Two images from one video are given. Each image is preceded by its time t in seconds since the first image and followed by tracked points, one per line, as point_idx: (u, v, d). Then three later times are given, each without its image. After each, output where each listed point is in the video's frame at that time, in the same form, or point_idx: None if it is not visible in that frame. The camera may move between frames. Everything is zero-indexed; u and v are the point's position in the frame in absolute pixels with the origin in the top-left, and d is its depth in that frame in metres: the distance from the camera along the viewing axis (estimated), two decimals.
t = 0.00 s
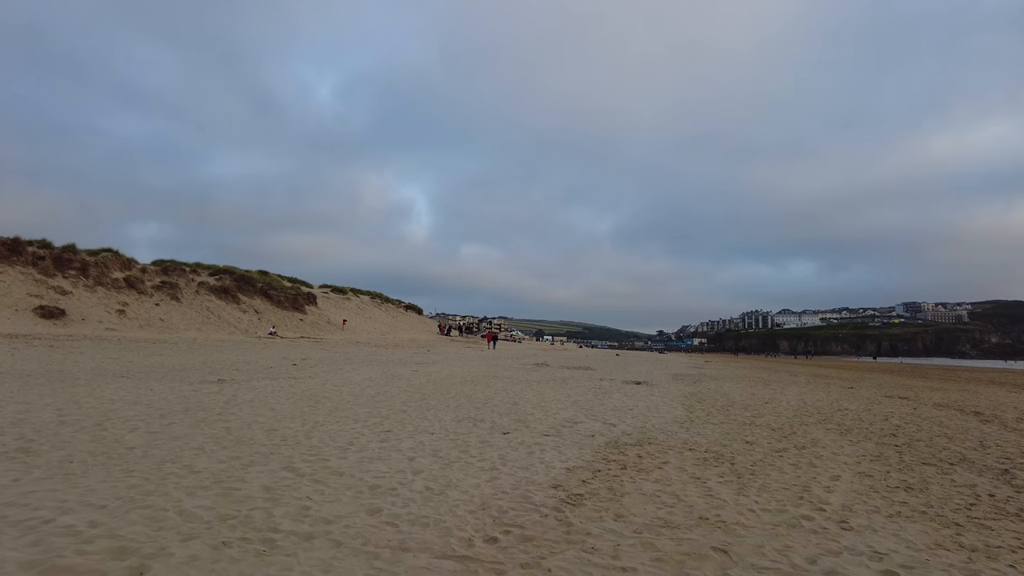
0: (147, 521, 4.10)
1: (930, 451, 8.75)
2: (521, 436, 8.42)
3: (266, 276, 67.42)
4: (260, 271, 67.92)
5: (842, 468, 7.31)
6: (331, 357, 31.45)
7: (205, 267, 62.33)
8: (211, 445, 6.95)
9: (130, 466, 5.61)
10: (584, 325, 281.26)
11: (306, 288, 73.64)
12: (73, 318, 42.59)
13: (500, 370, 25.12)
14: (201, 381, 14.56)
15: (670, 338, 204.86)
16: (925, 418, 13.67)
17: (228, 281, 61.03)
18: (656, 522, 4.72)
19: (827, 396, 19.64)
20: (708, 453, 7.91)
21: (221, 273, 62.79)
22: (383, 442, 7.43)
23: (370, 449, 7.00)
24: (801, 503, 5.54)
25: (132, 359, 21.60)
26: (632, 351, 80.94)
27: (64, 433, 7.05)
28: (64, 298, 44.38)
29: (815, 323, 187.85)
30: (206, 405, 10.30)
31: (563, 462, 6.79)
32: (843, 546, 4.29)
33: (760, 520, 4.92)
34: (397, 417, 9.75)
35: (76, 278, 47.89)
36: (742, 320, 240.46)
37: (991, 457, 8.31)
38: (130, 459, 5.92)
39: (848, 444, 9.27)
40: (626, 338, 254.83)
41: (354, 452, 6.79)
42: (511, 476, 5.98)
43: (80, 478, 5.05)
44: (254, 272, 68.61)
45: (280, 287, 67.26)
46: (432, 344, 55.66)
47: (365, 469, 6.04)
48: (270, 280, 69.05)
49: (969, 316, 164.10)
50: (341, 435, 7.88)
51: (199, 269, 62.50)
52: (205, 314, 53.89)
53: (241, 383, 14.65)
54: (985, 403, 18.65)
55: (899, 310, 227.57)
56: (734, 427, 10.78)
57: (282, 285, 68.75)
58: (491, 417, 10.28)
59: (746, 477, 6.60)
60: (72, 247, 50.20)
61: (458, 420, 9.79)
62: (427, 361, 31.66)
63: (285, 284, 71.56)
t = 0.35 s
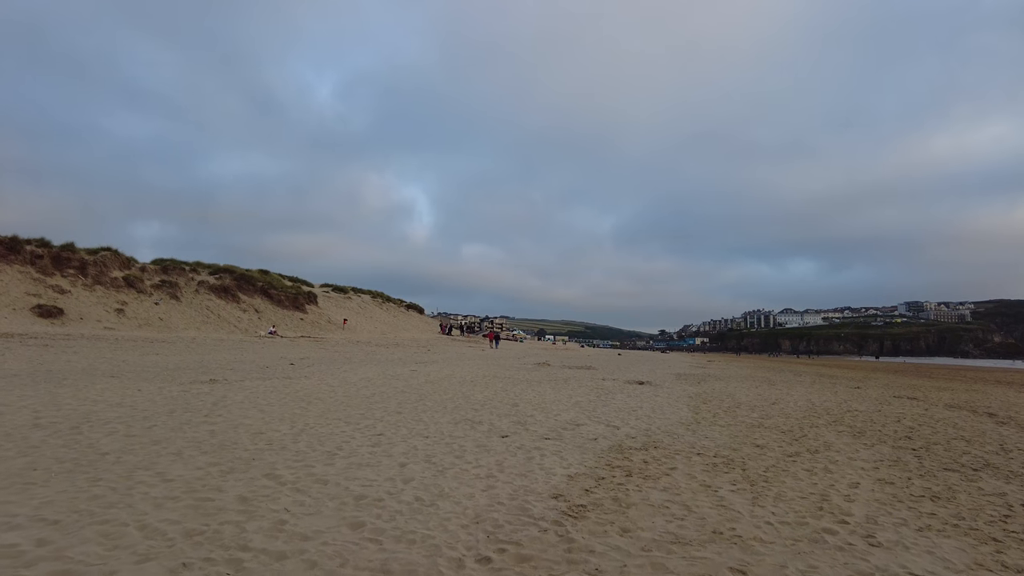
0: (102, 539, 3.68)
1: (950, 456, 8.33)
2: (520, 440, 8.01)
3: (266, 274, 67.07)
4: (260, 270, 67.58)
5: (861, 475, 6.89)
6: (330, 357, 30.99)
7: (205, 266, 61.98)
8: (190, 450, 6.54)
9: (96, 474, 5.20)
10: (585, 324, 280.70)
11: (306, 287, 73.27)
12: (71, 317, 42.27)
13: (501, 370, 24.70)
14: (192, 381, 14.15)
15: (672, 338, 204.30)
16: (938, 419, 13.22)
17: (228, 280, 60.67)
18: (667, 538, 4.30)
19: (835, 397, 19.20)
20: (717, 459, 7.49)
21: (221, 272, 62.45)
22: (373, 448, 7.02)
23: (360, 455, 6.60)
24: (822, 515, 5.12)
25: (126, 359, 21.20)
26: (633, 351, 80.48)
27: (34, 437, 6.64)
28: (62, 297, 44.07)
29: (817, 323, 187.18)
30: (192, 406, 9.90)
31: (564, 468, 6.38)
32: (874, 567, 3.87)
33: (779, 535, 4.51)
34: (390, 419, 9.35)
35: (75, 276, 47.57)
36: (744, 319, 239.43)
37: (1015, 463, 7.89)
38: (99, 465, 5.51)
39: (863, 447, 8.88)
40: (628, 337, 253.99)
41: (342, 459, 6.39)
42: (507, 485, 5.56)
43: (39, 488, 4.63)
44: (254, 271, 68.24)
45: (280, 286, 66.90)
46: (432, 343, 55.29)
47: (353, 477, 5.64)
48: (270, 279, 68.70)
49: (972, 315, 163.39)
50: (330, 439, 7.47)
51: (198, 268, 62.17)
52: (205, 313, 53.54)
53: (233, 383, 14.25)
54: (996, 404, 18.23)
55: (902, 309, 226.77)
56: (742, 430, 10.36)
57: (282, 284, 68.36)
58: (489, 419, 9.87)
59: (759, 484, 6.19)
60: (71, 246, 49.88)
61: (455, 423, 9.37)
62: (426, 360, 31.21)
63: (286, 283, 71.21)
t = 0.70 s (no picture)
0: (40, 566, 3.27)
1: (969, 463, 7.90)
2: (517, 446, 7.60)
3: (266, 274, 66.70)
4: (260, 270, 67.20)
5: (879, 485, 6.47)
6: (328, 357, 30.61)
7: (204, 265, 61.63)
8: (164, 457, 6.13)
9: (54, 486, 4.78)
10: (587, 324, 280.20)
11: (306, 286, 72.92)
12: (69, 317, 41.94)
13: (501, 370, 24.29)
14: (182, 383, 13.76)
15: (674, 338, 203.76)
16: (950, 423, 12.77)
17: (227, 279, 60.31)
18: (673, 561, 3.89)
19: (841, 399, 18.78)
20: (725, 467, 7.07)
21: (221, 272, 62.12)
22: (360, 456, 6.61)
23: (345, 464, 6.19)
24: (842, 532, 4.70)
25: (120, 359, 20.82)
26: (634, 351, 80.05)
27: None
28: (60, 296, 43.74)
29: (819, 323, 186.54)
30: (177, 409, 9.50)
31: (562, 478, 5.97)
32: None
33: (797, 557, 4.09)
34: (382, 423, 8.95)
35: (73, 275, 47.24)
36: (746, 319, 238.64)
37: None
38: (60, 476, 5.09)
39: (877, 454, 8.46)
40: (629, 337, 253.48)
41: (325, 468, 5.98)
42: (500, 498, 5.16)
43: None
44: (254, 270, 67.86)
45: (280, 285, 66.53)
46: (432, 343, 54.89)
47: (334, 490, 5.22)
48: (270, 278, 68.34)
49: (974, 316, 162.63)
50: (316, 446, 7.07)
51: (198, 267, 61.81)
52: (204, 313, 53.19)
53: (224, 385, 13.85)
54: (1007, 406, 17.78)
55: (904, 309, 226.00)
56: (749, 434, 9.94)
57: (282, 284, 68.02)
58: (484, 423, 9.46)
59: (771, 496, 5.77)
60: (69, 245, 49.55)
61: (449, 427, 8.97)
62: (426, 361, 30.82)
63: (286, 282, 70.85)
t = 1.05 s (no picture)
0: None
1: (990, 469, 7.42)
2: (509, 452, 7.14)
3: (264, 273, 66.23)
4: (259, 269, 66.78)
5: (897, 493, 6.00)
6: (324, 356, 30.12)
7: (202, 264, 61.17)
8: (127, 466, 5.66)
9: None
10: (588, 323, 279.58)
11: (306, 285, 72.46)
12: (65, 316, 41.52)
13: (500, 370, 23.81)
14: (168, 383, 13.30)
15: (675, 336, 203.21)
16: (963, 423, 12.29)
17: (226, 278, 59.84)
18: None
19: (848, 398, 18.31)
20: (732, 475, 6.60)
21: (219, 270, 61.65)
22: (339, 464, 6.16)
23: (322, 474, 5.73)
24: (864, 551, 4.24)
25: (110, 358, 20.33)
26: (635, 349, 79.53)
27: None
28: (55, 296, 43.32)
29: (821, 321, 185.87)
30: (154, 412, 9.04)
31: (556, 489, 5.51)
32: None
33: None
34: (369, 428, 8.50)
35: (69, 275, 46.81)
36: (747, 317, 237.96)
37: None
38: (3, 490, 4.62)
39: (891, 458, 7.99)
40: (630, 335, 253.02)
41: (299, 479, 5.51)
42: (486, 513, 4.69)
43: None
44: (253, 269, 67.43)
45: (279, 284, 66.05)
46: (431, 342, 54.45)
47: (305, 504, 4.76)
48: (269, 277, 67.89)
49: (976, 313, 161.89)
50: (295, 453, 6.63)
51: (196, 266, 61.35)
52: (201, 312, 52.73)
53: (211, 386, 13.38)
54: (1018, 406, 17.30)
55: (906, 306, 225.23)
56: (756, 437, 9.48)
57: (281, 282, 67.57)
58: (478, 426, 9.03)
59: (783, 508, 5.31)
60: (65, 244, 49.10)
61: (440, 431, 8.51)
62: (424, 359, 30.35)
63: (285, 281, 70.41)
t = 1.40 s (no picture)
0: None
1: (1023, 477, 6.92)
2: (508, 459, 6.68)
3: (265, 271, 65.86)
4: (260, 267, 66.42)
5: (929, 504, 5.51)
6: (323, 355, 29.65)
7: (203, 262, 60.82)
8: (90, 474, 5.18)
9: None
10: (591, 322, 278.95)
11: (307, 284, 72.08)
12: (64, 315, 41.19)
13: (502, 369, 23.34)
14: (156, 384, 12.85)
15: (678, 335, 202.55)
16: (981, 425, 11.79)
17: (226, 277, 59.47)
18: None
19: (858, 399, 17.76)
20: (747, 484, 6.11)
21: (220, 269, 61.27)
22: (323, 473, 5.69)
23: (303, 484, 5.27)
24: None
25: (103, 357, 19.90)
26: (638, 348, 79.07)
27: None
28: (54, 294, 42.97)
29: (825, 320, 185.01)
30: (134, 415, 8.57)
31: (556, 501, 5.05)
32: None
33: None
34: (359, 433, 8.04)
35: (69, 273, 46.48)
36: (751, 317, 237.02)
37: None
38: None
39: (913, 462, 7.50)
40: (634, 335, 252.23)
41: (276, 490, 5.04)
42: (478, 531, 4.22)
43: None
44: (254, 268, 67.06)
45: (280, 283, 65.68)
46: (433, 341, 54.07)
47: (278, 521, 4.30)
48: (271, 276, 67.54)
49: (981, 311, 160.87)
50: (277, 460, 6.17)
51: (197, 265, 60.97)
52: (202, 310, 52.37)
53: (202, 386, 12.93)
54: None
55: (911, 305, 224.20)
56: (767, 441, 8.99)
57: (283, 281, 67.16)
58: (475, 430, 8.56)
59: (807, 523, 4.81)
60: (65, 242, 48.76)
61: (435, 435, 8.04)
62: (424, 359, 29.87)
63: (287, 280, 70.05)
